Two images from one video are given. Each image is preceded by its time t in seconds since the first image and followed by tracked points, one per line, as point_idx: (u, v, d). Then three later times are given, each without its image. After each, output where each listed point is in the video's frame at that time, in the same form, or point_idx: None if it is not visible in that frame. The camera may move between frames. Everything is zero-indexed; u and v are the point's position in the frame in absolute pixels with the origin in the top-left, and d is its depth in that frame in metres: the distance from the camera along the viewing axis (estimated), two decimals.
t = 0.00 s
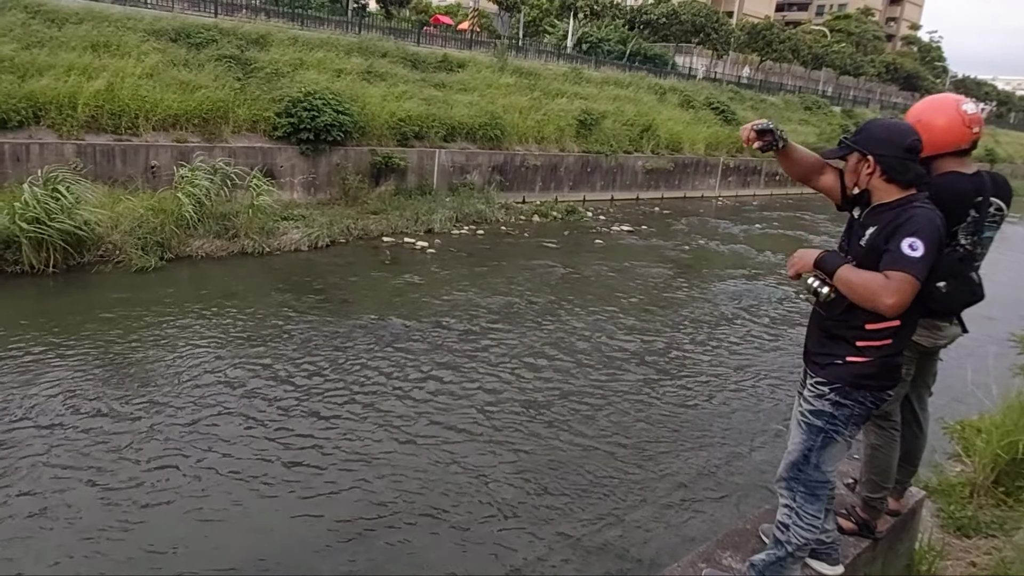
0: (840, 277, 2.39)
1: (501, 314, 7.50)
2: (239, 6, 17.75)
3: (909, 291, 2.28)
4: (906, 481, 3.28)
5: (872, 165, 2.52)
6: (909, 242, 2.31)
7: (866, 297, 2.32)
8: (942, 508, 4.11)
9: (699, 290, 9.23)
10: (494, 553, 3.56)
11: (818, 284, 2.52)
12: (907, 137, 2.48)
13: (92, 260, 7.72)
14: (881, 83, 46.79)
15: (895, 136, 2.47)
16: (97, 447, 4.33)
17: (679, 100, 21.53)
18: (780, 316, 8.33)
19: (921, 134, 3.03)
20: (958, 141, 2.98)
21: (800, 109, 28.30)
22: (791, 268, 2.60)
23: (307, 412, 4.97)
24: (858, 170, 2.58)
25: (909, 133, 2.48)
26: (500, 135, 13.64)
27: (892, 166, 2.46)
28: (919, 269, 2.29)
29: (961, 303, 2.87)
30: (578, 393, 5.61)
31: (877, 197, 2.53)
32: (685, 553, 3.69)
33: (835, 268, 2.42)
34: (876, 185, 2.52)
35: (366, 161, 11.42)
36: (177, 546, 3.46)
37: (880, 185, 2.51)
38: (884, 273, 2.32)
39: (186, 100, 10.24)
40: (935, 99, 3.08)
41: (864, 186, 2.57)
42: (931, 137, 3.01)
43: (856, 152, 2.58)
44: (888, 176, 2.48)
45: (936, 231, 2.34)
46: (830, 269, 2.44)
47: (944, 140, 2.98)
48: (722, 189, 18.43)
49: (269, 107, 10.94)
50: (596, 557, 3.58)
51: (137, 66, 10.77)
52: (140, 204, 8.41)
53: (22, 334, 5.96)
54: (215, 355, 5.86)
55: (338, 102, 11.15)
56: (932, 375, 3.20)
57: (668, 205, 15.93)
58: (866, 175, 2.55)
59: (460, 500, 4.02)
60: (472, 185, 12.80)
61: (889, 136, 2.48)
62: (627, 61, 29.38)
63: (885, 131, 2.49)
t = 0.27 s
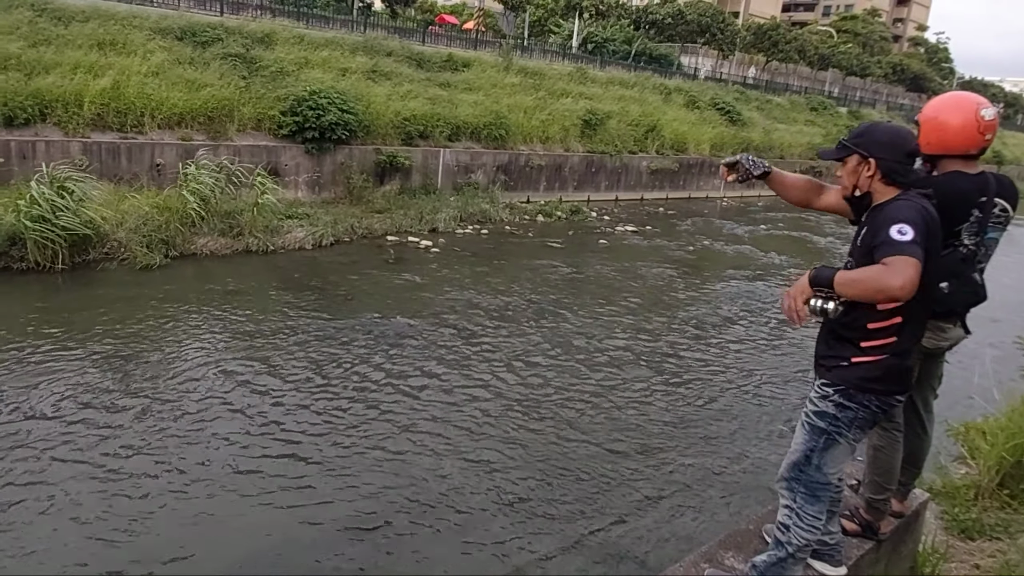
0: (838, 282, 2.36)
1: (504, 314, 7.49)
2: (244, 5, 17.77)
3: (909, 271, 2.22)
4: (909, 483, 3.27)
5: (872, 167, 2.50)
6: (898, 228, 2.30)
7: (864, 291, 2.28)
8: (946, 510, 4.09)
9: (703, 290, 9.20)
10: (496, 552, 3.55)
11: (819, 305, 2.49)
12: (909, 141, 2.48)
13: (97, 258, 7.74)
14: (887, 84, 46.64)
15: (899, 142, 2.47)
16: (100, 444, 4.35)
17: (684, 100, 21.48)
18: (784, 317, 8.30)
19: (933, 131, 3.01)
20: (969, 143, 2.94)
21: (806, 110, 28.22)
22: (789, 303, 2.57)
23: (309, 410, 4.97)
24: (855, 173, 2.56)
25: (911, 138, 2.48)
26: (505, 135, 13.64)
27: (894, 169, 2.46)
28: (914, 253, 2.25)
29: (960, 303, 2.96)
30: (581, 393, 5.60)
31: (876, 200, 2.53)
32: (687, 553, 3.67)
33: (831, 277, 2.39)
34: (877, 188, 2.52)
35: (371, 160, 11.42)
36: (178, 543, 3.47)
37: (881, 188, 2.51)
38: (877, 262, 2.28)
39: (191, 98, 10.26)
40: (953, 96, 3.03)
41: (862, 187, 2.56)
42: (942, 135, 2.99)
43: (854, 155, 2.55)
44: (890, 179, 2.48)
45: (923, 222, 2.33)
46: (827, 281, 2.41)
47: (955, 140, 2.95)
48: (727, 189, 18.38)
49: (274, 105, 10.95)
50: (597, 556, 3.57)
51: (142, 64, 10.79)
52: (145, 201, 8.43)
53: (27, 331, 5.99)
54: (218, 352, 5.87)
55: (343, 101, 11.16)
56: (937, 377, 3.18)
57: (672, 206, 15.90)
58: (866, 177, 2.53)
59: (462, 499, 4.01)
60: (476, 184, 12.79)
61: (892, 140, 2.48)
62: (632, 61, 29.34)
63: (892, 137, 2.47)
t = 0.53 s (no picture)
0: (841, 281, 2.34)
1: (508, 313, 7.50)
2: (249, 4, 17.81)
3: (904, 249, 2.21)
4: (912, 484, 3.26)
5: (875, 162, 2.51)
6: (894, 209, 2.33)
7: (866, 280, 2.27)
8: (949, 511, 4.08)
9: (707, 290, 9.19)
10: (497, 551, 3.55)
11: (830, 305, 2.49)
12: (914, 137, 2.46)
13: (103, 255, 7.77)
14: (893, 83, 46.50)
15: (903, 137, 2.46)
16: (106, 441, 4.37)
17: (689, 100, 21.45)
18: (788, 316, 8.29)
19: (941, 132, 3.00)
20: (977, 143, 2.93)
21: (811, 109, 28.16)
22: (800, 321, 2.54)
23: (313, 409, 4.99)
24: (860, 167, 2.57)
25: (916, 133, 2.46)
26: (509, 134, 13.64)
27: (895, 164, 2.46)
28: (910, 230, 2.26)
29: (966, 304, 2.97)
30: (584, 392, 5.60)
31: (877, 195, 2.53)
32: (689, 553, 3.68)
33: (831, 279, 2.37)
34: (879, 183, 2.52)
35: (375, 159, 11.43)
36: (182, 541, 3.49)
37: (884, 183, 2.51)
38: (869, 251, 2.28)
39: (196, 97, 10.29)
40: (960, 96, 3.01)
41: (866, 182, 2.57)
42: (950, 137, 2.98)
43: (861, 148, 2.55)
44: (891, 175, 2.48)
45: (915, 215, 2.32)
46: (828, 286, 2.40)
47: (963, 141, 2.94)
48: (731, 189, 18.35)
49: (278, 104, 10.97)
50: (600, 556, 3.58)
51: (148, 63, 10.83)
52: (151, 200, 8.46)
53: (33, 328, 6.02)
54: (223, 351, 5.89)
55: (348, 100, 11.18)
56: (940, 378, 3.17)
57: (676, 205, 15.88)
58: (869, 172, 2.54)
59: (465, 498, 4.02)
60: (480, 183, 12.80)
61: (896, 135, 2.47)
62: (637, 60, 29.31)
63: (896, 132, 2.46)
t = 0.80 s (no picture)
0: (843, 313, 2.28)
1: (510, 312, 7.51)
2: (253, 3, 17.83)
3: (901, 272, 2.19)
4: (914, 483, 3.26)
5: (873, 158, 2.52)
6: (887, 222, 2.29)
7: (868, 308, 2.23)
8: (951, 510, 4.08)
9: (709, 289, 9.19)
10: (499, 549, 3.56)
11: (832, 337, 2.43)
12: (912, 135, 2.47)
13: (107, 254, 7.79)
14: (897, 82, 46.39)
15: (903, 134, 2.47)
16: (110, 439, 4.40)
17: (692, 98, 21.43)
18: (791, 316, 8.28)
19: (945, 131, 2.96)
20: (982, 142, 2.92)
21: (815, 108, 28.10)
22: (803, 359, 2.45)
23: (316, 407, 5.00)
24: (859, 163, 2.58)
25: (915, 131, 2.48)
26: (512, 133, 13.65)
27: (894, 161, 2.46)
28: (903, 244, 2.23)
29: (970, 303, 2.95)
30: (587, 391, 5.61)
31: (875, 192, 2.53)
32: (691, 552, 3.68)
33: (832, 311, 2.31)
34: (877, 180, 2.53)
35: (378, 158, 11.44)
36: (185, 538, 3.51)
37: (882, 180, 2.51)
38: (866, 278, 2.23)
39: (200, 96, 10.31)
40: (963, 93, 2.99)
41: (865, 179, 2.58)
42: (955, 136, 2.95)
43: (861, 144, 2.56)
44: (888, 171, 2.48)
45: (905, 215, 2.31)
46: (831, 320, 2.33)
47: (968, 140, 2.92)
48: (734, 188, 18.33)
49: (282, 103, 10.99)
50: (601, 555, 3.58)
51: (152, 62, 10.86)
52: (155, 199, 8.49)
53: (38, 326, 6.05)
54: (226, 349, 5.91)
55: (351, 99, 11.19)
56: (942, 377, 3.17)
57: (679, 204, 15.86)
58: (867, 168, 2.55)
59: (467, 496, 4.03)
60: (483, 182, 12.80)
61: (896, 132, 2.47)
62: (640, 59, 29.28)
63: (896, 128, 2.47)
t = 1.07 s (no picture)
0: (842, 327, 2.27)
1: (515, 309, 7.51)
2: (257, 1, 17.83)
3: (891, 278, 2.20)
4: (918, 480, 3.25)
5: (876, 152, 2.51)
6: (879, 224, 2.28)
7: (862, 318, 2.23)
8: (956, 507, 4.07)
9: (714, 286, 9.17)
10: (503, 545, 3.57)
11: (838, 353, 2.36)
12: (914, 128, 2.45)
13: (113, 252, 7.82)
14: (903, 78, 46.20)
15: (905, 127, 2.45)
16: (115, 435, 4.41)
17: (697, 95, 21.38)
18: (796, 313, 8.27)
19: (956, 127, 2.96)
20: (995, 136, 2.92)
21: (820, 104, 28.01)
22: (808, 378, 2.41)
23: (321, 404, 5.02)
24: (863, 158, 2.58)
25: (918, 124, 2.45)
26: (516, 130, 13.64)
27: (896, 156, 2.45)
28: (897, 247, 2.22)
29: (978, 300, 2.89)
30: (591, 388, 5.61)
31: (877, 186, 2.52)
32: (694, 548, 3.68)
33: (833, 327, 2.29)
34: (879, 175, 2.52)
35: (382, 155, 11.45)
36: (190, 534, 3.52)
37: (884, 175, 2.51)
38: (860, 288, 2.24)
39: (205, 94, 10.34)
40: (967, 89, 3.00)
41: (867, 173, 2.57)
42: (967, 130, 2.95)
43: (864, 139, 2.55)
44: (891, 166, 2.47)
45: (899, 210, 2.30)
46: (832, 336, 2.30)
47: (981, 134, 2.92)
48: (739, 184, 18.28)
49: (286, 100, 11.00)
50: (605, 551, 3.59)
51: (156, 60, 10.88)
52: (160, 196, 8.51)
53: (44, 324, 6.08)
54: (231, 346, 5.93)
55: (355, 96, 11.19)
56: (947, 374, 3.17)
57: (684, 201, 15.83)
58: (870, 163, 2.54)
59: (471, 492, 4.03)
60: (487, 179, 12.80)
61: (897, 126, 2.46)
62: (645, 56, 29.21)
63: (897, 122, 2.46)
